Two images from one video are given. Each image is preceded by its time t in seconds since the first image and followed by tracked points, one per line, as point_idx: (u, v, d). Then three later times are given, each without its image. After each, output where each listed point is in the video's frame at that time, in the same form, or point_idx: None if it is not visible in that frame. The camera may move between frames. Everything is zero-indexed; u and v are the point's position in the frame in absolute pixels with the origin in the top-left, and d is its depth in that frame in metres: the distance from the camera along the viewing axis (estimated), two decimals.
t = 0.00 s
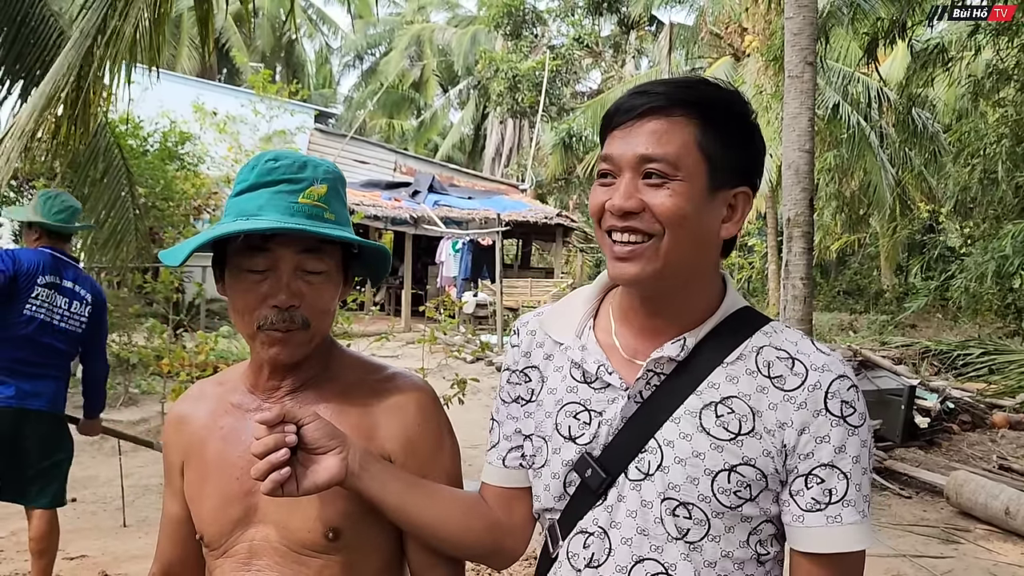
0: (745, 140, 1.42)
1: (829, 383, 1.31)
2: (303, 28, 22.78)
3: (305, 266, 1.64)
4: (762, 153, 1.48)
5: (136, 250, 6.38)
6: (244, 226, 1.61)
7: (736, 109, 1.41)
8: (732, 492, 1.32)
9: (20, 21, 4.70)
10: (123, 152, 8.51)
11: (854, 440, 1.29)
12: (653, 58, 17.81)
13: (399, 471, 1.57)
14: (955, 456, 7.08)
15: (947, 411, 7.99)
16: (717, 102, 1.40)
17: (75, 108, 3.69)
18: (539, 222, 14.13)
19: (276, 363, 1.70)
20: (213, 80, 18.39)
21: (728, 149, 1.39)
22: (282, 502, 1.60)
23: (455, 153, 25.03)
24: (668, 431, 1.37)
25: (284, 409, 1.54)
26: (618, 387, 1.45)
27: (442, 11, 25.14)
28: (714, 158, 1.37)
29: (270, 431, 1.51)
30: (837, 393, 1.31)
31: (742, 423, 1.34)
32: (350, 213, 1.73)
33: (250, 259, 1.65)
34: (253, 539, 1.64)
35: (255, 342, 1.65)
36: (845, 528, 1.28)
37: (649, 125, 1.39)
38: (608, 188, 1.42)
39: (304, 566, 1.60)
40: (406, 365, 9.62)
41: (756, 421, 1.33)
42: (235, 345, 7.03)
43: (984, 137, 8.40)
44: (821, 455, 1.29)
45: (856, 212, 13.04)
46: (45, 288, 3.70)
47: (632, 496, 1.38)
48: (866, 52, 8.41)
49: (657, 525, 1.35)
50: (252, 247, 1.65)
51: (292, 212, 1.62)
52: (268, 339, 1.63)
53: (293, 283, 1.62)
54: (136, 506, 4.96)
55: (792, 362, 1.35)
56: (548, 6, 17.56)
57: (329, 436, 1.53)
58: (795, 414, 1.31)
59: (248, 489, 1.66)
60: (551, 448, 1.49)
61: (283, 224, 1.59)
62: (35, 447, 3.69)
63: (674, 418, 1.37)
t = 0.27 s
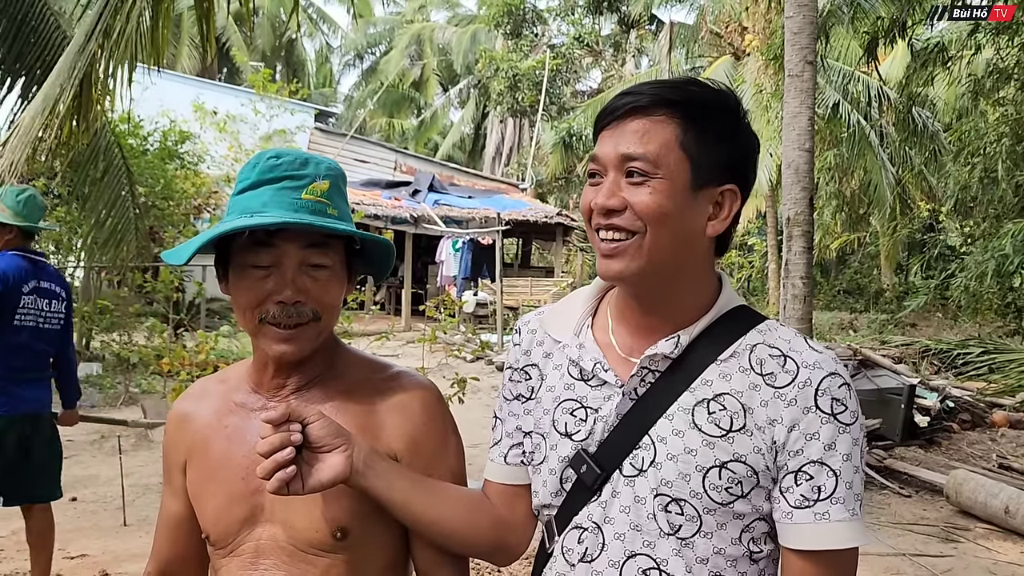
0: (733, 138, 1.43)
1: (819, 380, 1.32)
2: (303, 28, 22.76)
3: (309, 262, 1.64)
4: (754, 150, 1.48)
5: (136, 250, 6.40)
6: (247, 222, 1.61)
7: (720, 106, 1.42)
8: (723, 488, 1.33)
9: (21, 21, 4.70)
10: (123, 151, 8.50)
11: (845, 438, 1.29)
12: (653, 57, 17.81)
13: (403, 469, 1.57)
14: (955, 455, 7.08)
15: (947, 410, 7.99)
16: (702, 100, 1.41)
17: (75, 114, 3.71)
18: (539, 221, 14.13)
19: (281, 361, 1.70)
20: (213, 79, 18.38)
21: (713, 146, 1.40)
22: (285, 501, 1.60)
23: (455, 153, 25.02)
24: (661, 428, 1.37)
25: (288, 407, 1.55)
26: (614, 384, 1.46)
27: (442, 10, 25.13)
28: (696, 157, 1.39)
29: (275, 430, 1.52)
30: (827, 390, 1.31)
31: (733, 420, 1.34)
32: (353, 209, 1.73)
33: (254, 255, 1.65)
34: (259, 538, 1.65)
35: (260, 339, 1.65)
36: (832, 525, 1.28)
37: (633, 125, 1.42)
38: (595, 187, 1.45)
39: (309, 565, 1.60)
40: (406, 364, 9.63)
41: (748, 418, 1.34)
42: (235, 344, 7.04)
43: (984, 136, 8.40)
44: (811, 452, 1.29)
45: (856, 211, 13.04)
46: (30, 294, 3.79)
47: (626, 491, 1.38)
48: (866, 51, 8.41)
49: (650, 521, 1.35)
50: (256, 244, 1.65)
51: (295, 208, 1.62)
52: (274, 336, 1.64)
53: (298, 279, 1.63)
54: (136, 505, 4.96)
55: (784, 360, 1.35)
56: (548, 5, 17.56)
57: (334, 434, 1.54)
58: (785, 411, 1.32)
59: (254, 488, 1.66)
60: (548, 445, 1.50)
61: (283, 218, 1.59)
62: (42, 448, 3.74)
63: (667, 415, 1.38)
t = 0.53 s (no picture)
0: (736, 137, 1.43)
1: (814, 374, 1.31)
2: (302, 26, 22.73)
3: (309, 258, 1.64)
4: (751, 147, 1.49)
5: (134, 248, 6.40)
6: (247, 219, 1.60)
7: (726, 106, 1.42)
8: (719, 484, 1.33)
9: (17, 20, 4.69)
10: (122, 149, 8.49)
11: (840, 432, 1.29)
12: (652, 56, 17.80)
13: (404, 464, 1.57)
14: (954, 452, 7.09)
15: (946, 407, 7.99)
16: (710, 100, 1.41)
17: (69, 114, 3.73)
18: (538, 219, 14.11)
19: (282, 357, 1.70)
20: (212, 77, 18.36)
21: (719, 145, 1.40)
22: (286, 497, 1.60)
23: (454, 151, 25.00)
24: (658, 423, 1.37)
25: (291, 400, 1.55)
26: (611, 380, 1.46)
27: (441, 8, 25.09)
28: (706, 156, 1.39)
29: (278, 420, 1.52)
30: (822, 384, 1.31)
31: (729, 415, 1.34)
32: (352, 206, 1.72)
33: (255, 250, 1.65)
34: (260, 534, 1.64)
35: (260, 335, 1.65)
36: (827, 519, 1.27)
37: (646, 123, 1.40)
38: (607, 186, 1.43)
39: (309, 563, 1.60)
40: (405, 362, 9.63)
41: (743, 413, 1.34)
42: (233, 342, 7.05)
43: (983, 134, 8.40)
44: (806, 447, 1.29)
45: (855, 209, 13.04)
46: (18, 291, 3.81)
47: (623, 487, 1.38)
48: (865, 50, 8.40)
49: (647, 516, 1.36)
50: (256, 239, 1.64)
51: (294, 206, 1.62)
52: (273, 332, 1.64)
53: (298, 276, 1.63)
54: (136, 503, 4.96)
55: (779, 355, 1.35)
56: (547, 3, 17.55)
57: (337, 426, 1.53)
58: (780, 406, 1.32)
59: (255, 484, 1.66)
60: (548, 442, 1.50)
61: (289, 215, 1.59)
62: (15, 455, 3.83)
63: (664, 411, 1.38)
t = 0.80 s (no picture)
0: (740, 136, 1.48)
1: (810, 364, 1.32)
2: (299, 23, 22.69)
3: (305, 252, 1.64)
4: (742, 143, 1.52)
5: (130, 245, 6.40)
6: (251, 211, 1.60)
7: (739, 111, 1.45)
8: (719, 475, 1.33)
9: (14, 18, 4.67)
10: (119, 147, 8.47)
11: (836, 420, 1.29)
12: (650, 53, 17.80)
13: (399, 460, 1.57)
14: (951, 449, 7.10)
15: (942, 404, 8.01)
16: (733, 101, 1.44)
17: (61, 107, 3.74)
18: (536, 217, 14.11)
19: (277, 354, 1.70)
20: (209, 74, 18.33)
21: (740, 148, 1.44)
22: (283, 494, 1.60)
23: (452, 148, 24.98)
24: (657, 417, 1.37)
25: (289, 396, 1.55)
26: (607, 376, 1.45)
27: (439, 5, 25.06)
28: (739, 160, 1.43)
29: (276, 416, 1.52)
30: (818, 373, 1.31)
31: (727, 406, 1.34)
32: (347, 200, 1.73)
33: (250, 243, 1.64)
34: (256, 530, 1.65)
35: (256, 329, 1.65)
36: (828, 506, 1.28)
37: (715, 126, 1.38)
38: (671, 191, 1.36)
39: (305, 558, 1.60)
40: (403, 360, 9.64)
41: (742, 404, 1.34)
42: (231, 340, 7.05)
43: (980, 130, 8.41)
44: (804, 435, 1.29)
45: (853, 206, 13.05)
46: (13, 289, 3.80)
47: (623, 481, 1.38)
48: (862, 47, 8.40)
49: (648, 509, 1.36)
50: (252, 231, 1.64)
51: (291, 198, 1.61)
52: (270, 326, 1.63)
53: (295, 269, 1.63)
54: (133, 501, 4.96)
55: (775, 345, 1.35)
56: (545, 0, 17.53)
57: (333, 423, 1.53)
58: (778, 396, 1.32)
59: (250, 481, 1.66)
60: (544, 439, 1.50)
61: (297, 208, 1.59)
62: None
63: (662, 404, 1.38)
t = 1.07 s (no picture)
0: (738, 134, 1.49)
1: (807, 358, 1.32)
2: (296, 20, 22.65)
3: (308, 251, 1.64)
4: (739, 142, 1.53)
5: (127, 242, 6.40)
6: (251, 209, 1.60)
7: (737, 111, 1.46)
8: (718, 471, 1.34)
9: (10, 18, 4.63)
10: (116, 144, 8.45)
11: (833, 413, 1.30)
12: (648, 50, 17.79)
13: (394, 459, 1.57)
14: (948, 445, 7.12)
15: (939, 400, 8.02)
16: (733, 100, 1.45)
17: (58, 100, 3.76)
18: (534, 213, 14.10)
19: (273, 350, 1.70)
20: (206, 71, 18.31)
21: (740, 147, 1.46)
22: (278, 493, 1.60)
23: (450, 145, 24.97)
24: (655, 414, 1.37)
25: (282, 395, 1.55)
26: (603, 372, 1.45)
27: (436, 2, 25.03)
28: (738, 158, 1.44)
29: (269, 416, 1.52)
30: (815, 368, 1.31)
31: (726, 402, 1.34)
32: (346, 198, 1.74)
33: (253, 243, 1.64)
34: (251, 526, 1.65)
35: (257, 327, 1.65)
36: (827, 499, 1.29)
37: (719, 126, 1.39)
38: (670, 187, 1.36)
39: (299, 552, 1.61)
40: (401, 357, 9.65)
41: (740, 399, 1.34)
42: (228, 337, 7.06)
43: (977, 127, 8.42)
44: (802, 429, 1.30)
45: (850, 202, 13.06)
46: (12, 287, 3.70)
47: (621, 478, 1.39)
48: (860, 43, 8.39)
49: (647, 506, 1.36)
50: (255, 231, 1.64)
51: (294, 197, 1.62)
52: (273, 324, 1.63)
53: (298, 268, 1.63)
54: (130, 499, 4.96)
55: (771, 341, 1.36)
56: None
57: (330, 422, 1.53)
58: (776, 390, 1.32)
59: (245, 477, 1.66)
60: (538, 438, 1.50)
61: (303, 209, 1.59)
62: None
63: (659, 401, 1.38)
